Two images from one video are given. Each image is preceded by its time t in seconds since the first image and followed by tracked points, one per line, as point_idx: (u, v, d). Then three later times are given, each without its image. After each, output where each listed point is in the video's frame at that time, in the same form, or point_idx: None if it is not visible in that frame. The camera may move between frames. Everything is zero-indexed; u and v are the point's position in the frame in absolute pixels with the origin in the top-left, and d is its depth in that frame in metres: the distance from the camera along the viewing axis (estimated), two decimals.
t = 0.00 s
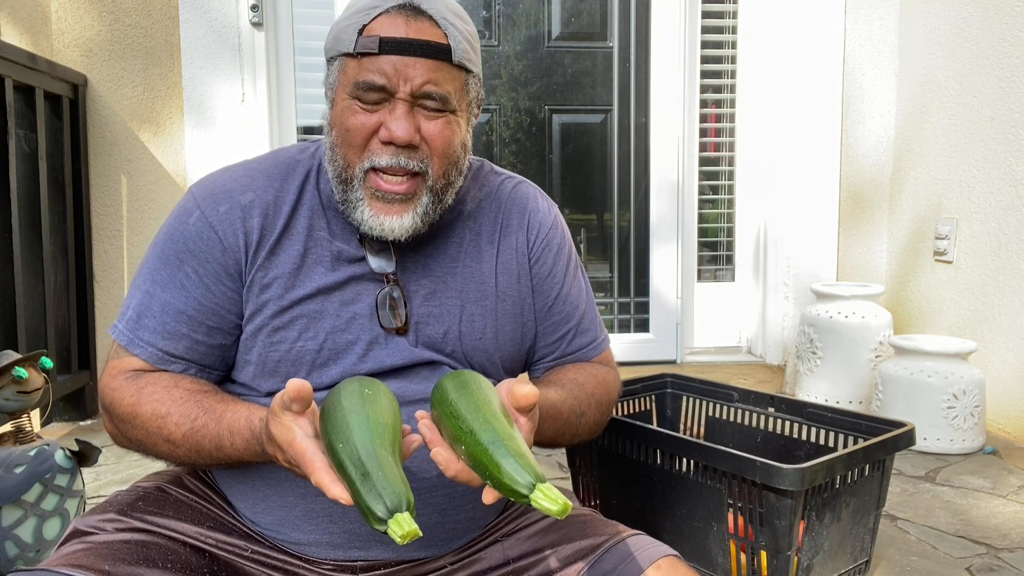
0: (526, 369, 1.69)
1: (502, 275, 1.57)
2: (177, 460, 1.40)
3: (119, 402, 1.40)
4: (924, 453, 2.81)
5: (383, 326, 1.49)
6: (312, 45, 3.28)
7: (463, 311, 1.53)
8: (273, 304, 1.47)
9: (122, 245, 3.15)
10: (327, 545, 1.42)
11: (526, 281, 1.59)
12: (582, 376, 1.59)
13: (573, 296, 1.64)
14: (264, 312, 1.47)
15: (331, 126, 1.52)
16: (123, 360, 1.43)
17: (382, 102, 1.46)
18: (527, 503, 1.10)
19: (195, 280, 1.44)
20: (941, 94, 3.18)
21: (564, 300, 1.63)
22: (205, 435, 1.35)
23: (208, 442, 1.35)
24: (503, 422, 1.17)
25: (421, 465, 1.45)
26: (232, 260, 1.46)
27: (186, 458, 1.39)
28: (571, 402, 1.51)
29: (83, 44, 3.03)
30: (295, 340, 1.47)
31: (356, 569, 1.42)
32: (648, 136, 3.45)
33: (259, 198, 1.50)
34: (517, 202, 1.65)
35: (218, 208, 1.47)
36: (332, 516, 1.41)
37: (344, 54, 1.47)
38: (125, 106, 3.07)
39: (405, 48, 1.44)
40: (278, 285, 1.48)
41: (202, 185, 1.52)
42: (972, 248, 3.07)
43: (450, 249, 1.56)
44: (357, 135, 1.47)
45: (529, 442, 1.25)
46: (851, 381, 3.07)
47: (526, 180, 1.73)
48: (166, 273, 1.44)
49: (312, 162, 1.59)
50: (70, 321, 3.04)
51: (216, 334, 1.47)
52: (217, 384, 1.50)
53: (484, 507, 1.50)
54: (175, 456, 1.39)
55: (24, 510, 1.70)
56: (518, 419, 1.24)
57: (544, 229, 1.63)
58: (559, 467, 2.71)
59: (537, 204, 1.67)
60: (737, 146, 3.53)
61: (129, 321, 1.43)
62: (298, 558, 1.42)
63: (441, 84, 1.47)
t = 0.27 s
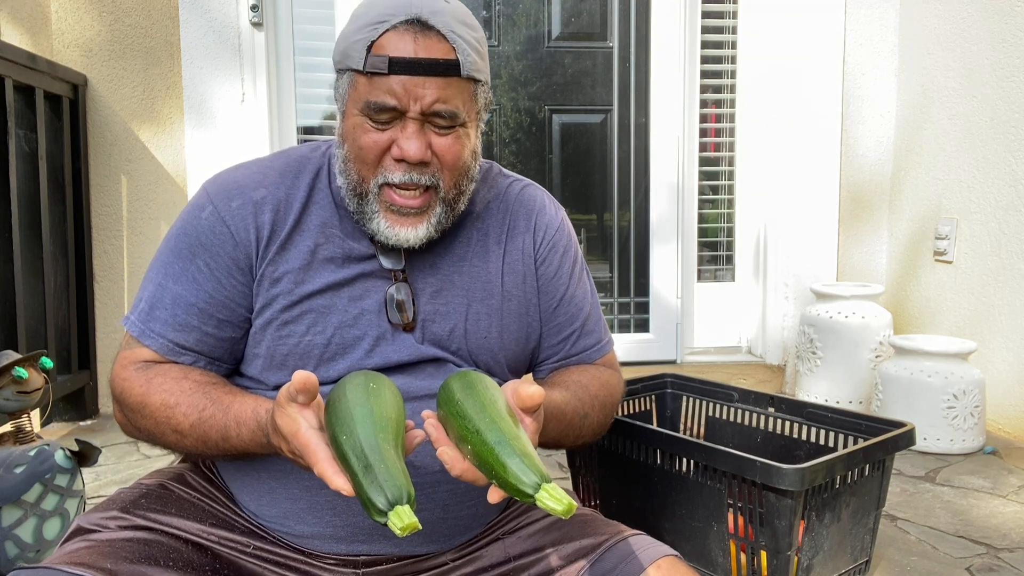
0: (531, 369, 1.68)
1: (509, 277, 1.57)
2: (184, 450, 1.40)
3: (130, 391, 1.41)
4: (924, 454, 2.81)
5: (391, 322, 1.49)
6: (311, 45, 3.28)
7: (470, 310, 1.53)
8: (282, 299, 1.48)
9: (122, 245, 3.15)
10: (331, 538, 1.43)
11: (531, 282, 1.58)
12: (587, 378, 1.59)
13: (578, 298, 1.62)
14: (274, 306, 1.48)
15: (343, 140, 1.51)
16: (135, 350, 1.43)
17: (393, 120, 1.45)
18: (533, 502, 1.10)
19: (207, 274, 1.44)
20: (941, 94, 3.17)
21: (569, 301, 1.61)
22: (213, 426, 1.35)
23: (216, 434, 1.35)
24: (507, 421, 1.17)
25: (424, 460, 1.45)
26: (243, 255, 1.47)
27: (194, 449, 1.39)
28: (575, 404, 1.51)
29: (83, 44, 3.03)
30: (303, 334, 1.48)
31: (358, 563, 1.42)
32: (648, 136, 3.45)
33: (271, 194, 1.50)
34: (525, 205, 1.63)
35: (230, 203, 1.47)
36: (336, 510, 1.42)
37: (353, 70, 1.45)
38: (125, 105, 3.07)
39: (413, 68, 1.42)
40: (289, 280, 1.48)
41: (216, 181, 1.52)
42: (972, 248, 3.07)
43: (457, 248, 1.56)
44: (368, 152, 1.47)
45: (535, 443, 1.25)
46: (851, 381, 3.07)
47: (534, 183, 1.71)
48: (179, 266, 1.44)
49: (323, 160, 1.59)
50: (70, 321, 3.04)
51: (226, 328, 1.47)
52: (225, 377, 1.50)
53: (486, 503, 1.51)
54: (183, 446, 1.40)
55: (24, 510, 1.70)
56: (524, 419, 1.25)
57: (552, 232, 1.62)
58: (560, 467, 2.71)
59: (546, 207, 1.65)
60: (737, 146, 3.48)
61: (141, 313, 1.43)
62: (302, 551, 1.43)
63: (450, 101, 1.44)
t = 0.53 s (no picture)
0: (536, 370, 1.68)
1: (517, 278, 1.57)
2: (194, 441, 1.40)
3: (141, 381, 1.41)
4: (923, 454, 2.82)
5: (399, 321, 1.49)
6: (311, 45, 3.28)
7: (479, 309, 1.53)
8: (292, 295, 1.48)
9: (122, 245, 3.15)
10: (335, 533, 1.43)
11: (539, 282, 1.58)
12: (592, 379, 1.58)
13: (584, 300, 1.62)
14: (284, 301, 1.48)
15: (357, 141, 1.51)
16: (146, 341, 1.44)
17: (408, 124, 1.45)
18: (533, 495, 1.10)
19: (219, 268, 1.45)
20: (941, 94, 3.17)
21: (575, 303, 1.61)
22: (224, 417, 1.35)
23: (226, 426, 1.35)
24: (512, 415, 1.17)
25: (427, 458, 1.45)
26: (254, 250, 1.47)
27: (204, 440, 1.39)
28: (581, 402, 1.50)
29: (83, 44, 3.03)
30: (313, 330, 1.48)
31: (360, 559, 1.43)
32: (648, 136, 3.45)
33: (283, 191, 1.51)
34: (534, 207, 1.64)
35: (244, 199, 1.48)
36: (340, 505, 1.43)
37: (370, 73, 1.45)
38: (125, 105, 3.07)
39: (430, 73, 1.41)
40: (299, 275, 1.48)
41: (229, 177, 1.52)
42: (972, 248, 3.07)
43: (465, 248, 1.56)
44: (382, 154, 1.46)
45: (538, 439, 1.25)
46: (852, 380, 3.07)
47: (542, 185, 1.71)
48: (191, 260, 1.44)
49: (335, 159, 1.59)
50: (70, 321, 3.04)
51: (236, 323, 1.47)
52: (234, 371, 1.50)
53: (488, 501, 1.51)
54: (193, 437, 1.39)
55: (24, 510, 1.69)
56: (527, 414, 1.25)
57: (561, 234, 1.62)
58: (560, 466, 2.71)
59: (553, 210, 1.65)
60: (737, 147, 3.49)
61: (152, 306, 1.43)
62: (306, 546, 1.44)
63: (465, 107, 1.44)
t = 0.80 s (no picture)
0: (540, 371, 1.67)
1: (524, 276, 1.57)
2: (200, 433, 1.40)
3: (147, 372, 1.41)
4: (923, 454, 2.82)
5: (406, 318, 1.49)
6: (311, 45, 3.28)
7: (486, 306, 1.53)
8: (300, 290, 1.47)
9: (122, 245, 3.14)
10: (336, 532, 1.43)
11: (544, 282, 1.59)
12: (595, 379, 1.58)
13: (589, 300, 1.62)
14: (291, 296, 1.48)
15: (369, 133, 1.51)
16: (154, 334, 1.44)
17: (420, 117, 1.45)
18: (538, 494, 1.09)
19: (228, 262, 1.45)
20: (940, 95, 3.18)
21: (580, 304, 1.61)
22: (231, 409, 1.35)
23: (233, 417, 1.35)
24: (512, 412, 1.17)
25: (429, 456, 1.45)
26: (263, 244, 1.47)
27: (210, 432, 1.39)
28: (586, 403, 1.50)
29: (83, 44, 3.03)
30: (320, 325, 1.48)
31: (361, 558, 1.43)
32: (648, 136, 3.45)
33: (293, 186, 1.51)
34: (540, 208, 1.64)
35: (254, 193, 1.48)
36: (341, 504, 1.43)
37: (386, 66, 1.46)
38: (125, 105, 3.07)
39: (446, 68, 1.42)
40: (308, 270, 1.48)
41: (239, 172, 1.52)
42: (972, 249, 3.07)
43: (472, 246, 1.56)
44: (393, 146, 1.47)
45: (539, 438, 1.24)
46: (852, 380, 3.07)
47: (549, 188, 1.72)
48: (200, 252, 1.44)
49: (344, 156, 1.60)
50: (71, 321, 3.04)
51: (243, 317, 1.47)
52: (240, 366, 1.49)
53: (489, 500, 1.51)
54: (199, 429, 1.39)
55: (24, 510, 1.69)
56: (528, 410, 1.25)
57: (566, 234, 1.63)
58: (560, 466, 2.71)
59: (560, 212, 1.66)
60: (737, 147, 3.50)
61: (161, 299, 1.43)
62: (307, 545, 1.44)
63: (479, 103, 1.45)
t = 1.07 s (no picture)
0: (542, 372, 1.67)
1: (526, 277, 1.57)
2: (201, 431, 1.40)
3: (148, 370, 1.41)
4: (924, 454, 2.82)
5: (408, 318, 1.49)
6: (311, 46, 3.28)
7: (487, 307, 1.53)
8: (302, 289, 1.47)
9: (122, 245, 3.14)
10: (335, 533, 1.43)
11: (547, 283, 1.58)
12: (595, 382, 1.57)
13: (592, 303, 1.62)
14: (293, 294, 1.47)
15: (377, 120, 1.53)
16: (155, 332, 1.43)
17: (429, 104, 1.47)
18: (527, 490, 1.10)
19: (230, 260, 1.45)
20: (940, 95, 3.18)
21: (583, 306, 1.61)
22: (232, 408, 1.35)
23: (233, 416, 1.35)
24: (507, 410, 1.17)
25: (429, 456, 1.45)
26: (266, 243, 1.47)
27: (210, 431, 1.39)
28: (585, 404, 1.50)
29: (83, 44, 3.03)
30: (320, 324, 1.48)
31: (360, 559, 1.43)
32: (648, 136, 3.45)
33: (296, 185, 1.51)
34: (545, 209, 1.64)
35: (257, 191, 1.48)
36: (340, 505, 1.43)
37: (401, 54, 1.48)
38: (125, 105, 3.07)
39: (459, 57, 1.44)
40: (308, 270, 1.48)
41: (243, 170, 1.52)
42: (972, 249, 3.07)
43: (476, 247, 1.56)
44: (399, 132, 1.48)
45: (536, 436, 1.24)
46: (852, 380, 3.07)
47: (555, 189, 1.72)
48: (202, 250, 1.44)
49: (348, 155, 1.59)
50: (71, 321, 3.04)
51: (244, 315, 1.47)
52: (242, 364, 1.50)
53: (489, 501, 1.51)
54: (199, 428, 1.39)
55: (24, 510, 1.69)
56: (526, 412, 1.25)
57: (571, 235, 1.63)
58: (560, 466, 2.71)
59: (564, 213, 1.66)
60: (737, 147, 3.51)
61: (162, 295, 1.43)
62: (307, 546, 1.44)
63: (488, 96, 1.47)
